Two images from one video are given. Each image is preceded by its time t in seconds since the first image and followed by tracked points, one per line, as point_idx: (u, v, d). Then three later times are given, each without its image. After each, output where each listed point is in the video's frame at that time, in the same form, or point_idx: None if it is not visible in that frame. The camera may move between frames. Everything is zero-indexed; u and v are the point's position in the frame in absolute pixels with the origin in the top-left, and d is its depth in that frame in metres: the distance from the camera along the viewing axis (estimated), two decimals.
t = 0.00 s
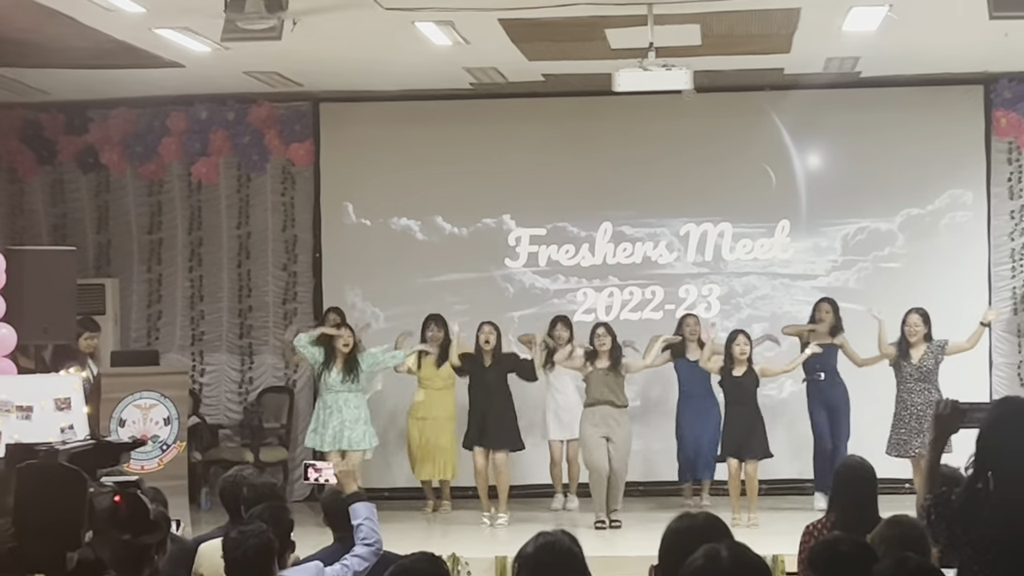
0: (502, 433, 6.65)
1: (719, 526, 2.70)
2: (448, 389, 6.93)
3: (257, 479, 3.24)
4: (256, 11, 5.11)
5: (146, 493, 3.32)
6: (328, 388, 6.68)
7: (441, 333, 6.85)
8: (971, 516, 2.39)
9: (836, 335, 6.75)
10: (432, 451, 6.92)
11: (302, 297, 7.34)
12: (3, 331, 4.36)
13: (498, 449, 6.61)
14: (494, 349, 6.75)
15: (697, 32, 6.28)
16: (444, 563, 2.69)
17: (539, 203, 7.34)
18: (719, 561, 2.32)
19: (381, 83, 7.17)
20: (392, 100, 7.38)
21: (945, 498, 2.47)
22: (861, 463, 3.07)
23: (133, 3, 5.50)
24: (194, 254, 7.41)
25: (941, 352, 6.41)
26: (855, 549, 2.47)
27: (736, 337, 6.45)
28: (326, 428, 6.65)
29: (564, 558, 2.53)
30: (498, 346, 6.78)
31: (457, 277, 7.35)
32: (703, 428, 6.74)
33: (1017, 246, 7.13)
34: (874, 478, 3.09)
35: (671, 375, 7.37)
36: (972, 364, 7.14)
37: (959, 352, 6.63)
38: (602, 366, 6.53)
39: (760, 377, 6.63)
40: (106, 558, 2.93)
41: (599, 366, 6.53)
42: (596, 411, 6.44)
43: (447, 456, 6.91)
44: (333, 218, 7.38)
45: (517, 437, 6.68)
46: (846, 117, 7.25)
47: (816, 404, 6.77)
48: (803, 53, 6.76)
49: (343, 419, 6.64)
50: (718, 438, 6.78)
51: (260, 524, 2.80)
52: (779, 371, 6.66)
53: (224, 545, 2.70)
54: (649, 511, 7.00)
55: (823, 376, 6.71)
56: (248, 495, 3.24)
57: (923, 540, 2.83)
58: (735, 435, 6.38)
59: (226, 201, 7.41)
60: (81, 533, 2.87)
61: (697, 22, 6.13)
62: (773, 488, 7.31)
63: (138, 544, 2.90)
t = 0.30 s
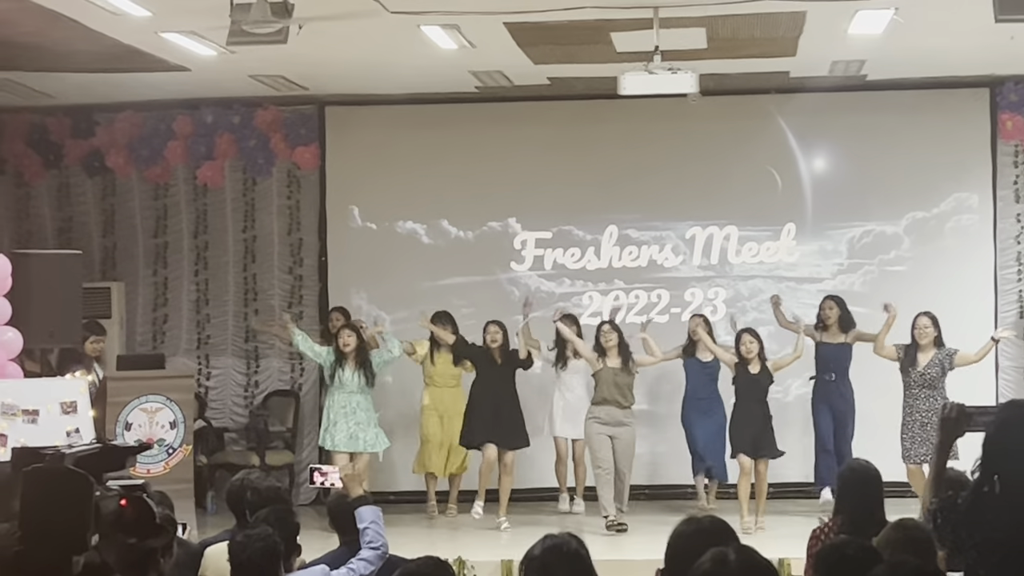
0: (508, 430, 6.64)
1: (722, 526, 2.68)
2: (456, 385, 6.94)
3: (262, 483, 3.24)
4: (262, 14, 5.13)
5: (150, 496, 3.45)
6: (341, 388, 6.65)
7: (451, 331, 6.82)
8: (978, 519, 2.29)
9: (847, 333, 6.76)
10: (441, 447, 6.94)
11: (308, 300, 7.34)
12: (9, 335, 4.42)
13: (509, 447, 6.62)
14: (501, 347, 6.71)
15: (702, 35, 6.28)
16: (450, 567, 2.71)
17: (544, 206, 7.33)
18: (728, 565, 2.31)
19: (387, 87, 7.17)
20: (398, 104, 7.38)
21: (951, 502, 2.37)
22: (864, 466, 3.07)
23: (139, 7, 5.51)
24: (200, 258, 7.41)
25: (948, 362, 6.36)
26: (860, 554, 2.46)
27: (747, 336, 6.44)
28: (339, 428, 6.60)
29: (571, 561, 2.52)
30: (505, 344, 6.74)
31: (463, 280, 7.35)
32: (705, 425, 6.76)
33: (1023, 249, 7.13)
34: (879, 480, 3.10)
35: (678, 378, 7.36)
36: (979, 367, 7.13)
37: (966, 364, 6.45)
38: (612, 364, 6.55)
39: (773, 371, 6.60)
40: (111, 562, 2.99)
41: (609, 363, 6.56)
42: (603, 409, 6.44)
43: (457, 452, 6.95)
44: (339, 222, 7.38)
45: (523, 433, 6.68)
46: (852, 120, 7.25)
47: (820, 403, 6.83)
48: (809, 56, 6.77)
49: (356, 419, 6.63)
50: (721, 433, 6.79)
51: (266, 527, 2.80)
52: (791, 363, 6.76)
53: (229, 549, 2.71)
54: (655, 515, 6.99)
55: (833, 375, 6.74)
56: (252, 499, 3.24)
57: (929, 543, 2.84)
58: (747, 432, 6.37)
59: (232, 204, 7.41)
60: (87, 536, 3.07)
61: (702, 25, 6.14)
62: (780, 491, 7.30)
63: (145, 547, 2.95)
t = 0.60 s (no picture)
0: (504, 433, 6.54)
1: (728, 530, 2.60)
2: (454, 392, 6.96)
3: (263, 483, 3.25)
4: (265, 15, 5.14)
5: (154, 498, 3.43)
6: (340, 393, 6.62)
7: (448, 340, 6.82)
8: (980, 523, 2.22)
9: (847, 339, 6.74)
10: (441, 453, 6.98)
11: (310, 301, 7.34)
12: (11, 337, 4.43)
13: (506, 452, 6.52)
14: (497, 353, 6.65)
15: (705, 37, 6.29)
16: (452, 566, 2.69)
17: (546, 207, 7.33)
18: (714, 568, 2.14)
19: (390, 88, 7.18)
20: (401, 105, 7.38)
21: (954, 504, 2.31)
22: (867, 467, 3.06)
23: (143, 9, 5.52)
24: (202, 259, 7.41)
25: (945, 366, 6.34)
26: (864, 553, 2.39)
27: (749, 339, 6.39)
28: (336, 433, 6.58)
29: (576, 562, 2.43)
30: (502, 350, 6.68)
31: (465, 281, 7.34)
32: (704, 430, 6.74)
33: None
34: (883, 482, 3.09)
35: (679, 379, 7.36)
36: (981, 369, 7.13)
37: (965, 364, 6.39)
38: (609, 371, 6.55)
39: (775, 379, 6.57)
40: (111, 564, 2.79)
41: (606, 370, 6.57)
42: (600, 415, 6.44)
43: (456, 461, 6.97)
44: (341, 223, 7.38)
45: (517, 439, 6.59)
46: (854, 121, 7.25)
47: (819, 407, 6.82)
48: (811, 57, 6.77)
49: (352, 425, 6.63)
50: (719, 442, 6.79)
51: (267, 527, 2.80)
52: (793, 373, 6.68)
53: (230, 550, 2.70)
54: (656, 516, 6.99)
55: (834, 380, 6.71)
56: (252, 499, 3.25)
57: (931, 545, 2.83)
58: (749, 443, 6.36)
59: (234, 206, 7.41)
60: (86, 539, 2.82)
61: (705, 26, 6.15)
62: (781, 493, 7.29)
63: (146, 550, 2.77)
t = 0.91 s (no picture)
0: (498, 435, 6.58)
1: (725, 530, 2.67)
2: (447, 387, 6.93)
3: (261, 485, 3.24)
4: (263, 16, 5.14)
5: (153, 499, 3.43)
6: (327, 392, 6.69)
7: (441, 334, 6.84)
8: (976, 521, 2.38)
9: (842, 334, 6.70)
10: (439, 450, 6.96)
11: (308, 302, 7.33)
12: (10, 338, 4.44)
13: (499, 450, 6.57)
14: (494, 352, 6.66)
15: (703, 37, 6.31)
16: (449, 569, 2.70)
17: (544, 207, 7.33)
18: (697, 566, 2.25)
19: (388, 89, 7.18)
20: (399, 105, 7.37)
21: (951, 502, 2.44)
22: (867, 468, 3.06)
23: (142, 9, 5.52)
24: (200, 260, 7.40)
25: (937, 363, 6.43)
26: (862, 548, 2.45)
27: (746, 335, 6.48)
28: (326, 432, 6.66)
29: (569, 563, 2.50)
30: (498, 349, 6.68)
31: (463, 281, 7.34)
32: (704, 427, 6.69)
33: None
34: (881, 484, 3.09)
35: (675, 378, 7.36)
36: (979, 369, 7.14)
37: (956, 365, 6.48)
38: (602, 365, 6.56)
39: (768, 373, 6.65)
40: (111, 564, 2.83)
41: (599, 366, 6.57)
42: (596, 412, 6.43)
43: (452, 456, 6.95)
44: (338, 223, 7.37)
45: (517, 436, 6.63)
46: (852, 121, 7.25)
47: (821, 404, 6.82)
48: (809, 58, 6.78)
49: (340, 424, 6.66)
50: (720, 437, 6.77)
51: (267, 529, 2.80)
52: (788, 366, 6.63)
53: (230, 551, 2.71)
54: (654, 516, 7.00)
55: (830, 378, 6.72)
56: (251, 501, 3.24)
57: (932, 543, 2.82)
58: (743, 441, 6.40)
59: (232, 206, 7.41)
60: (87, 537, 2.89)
61: (703, 26, 6.15)
62: (779, 493, 7.29)
63: (144, 550, 2.83)
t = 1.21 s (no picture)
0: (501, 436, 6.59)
1: (717, 531, 2.73)
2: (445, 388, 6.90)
3: (254, 487, 3.23)
4: (254, 15, 5.14)
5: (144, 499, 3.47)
6: (328, 394, 6.63)
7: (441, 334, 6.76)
8: (969, 520, 2.29)
9: (838, 342, 6.72)
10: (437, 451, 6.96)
11: (300, 301, 7.32)
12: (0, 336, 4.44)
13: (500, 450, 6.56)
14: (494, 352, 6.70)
15: (695, 36, 6.31)
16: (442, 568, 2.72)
17: (536, 206, 7.33)
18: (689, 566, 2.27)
19: (380, 88, 7.17)
20: (392, 105, 7.37)
21: (944, 501, 2.36)
22: (861, 467, 3.06)
23: (133, 8, 5.51)
24: (193, 259, 7.40)
25: (929, 363, 6.46)
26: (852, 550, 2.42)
27: (739, 337, 6.51)
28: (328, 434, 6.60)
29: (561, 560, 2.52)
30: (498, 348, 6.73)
31: (455, 281, 7.33)
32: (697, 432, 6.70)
33: (1015, 249, 7.13)
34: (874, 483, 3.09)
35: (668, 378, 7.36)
36: (971, 368, 7.15)
37: (947, 364, 6.60)
38: (601, 365, 6.55)
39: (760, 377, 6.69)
40: (104, 564, 2.90)
41: (598, 365, 6.57)
42: (593, 410, 6.45)
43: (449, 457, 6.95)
44: (331, 223, 7.36)
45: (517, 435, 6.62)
46: (845, 120, 7.25)
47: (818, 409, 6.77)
48: (801, 57, 6.79)
49: (343, 424, 6.62)
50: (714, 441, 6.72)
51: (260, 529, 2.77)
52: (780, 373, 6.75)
53: (222, 550, 2.68)
54: (646, 516, 7.00)
55: (826, 381, 6.71)
56: (244, 502, 3.25)
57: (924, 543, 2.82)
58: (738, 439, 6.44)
59: (224, 205, 7.40)
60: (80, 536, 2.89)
61: (695, 25, 6.16)
62: (772, 493, 7.30)
63: (138, 549, 2.90)
